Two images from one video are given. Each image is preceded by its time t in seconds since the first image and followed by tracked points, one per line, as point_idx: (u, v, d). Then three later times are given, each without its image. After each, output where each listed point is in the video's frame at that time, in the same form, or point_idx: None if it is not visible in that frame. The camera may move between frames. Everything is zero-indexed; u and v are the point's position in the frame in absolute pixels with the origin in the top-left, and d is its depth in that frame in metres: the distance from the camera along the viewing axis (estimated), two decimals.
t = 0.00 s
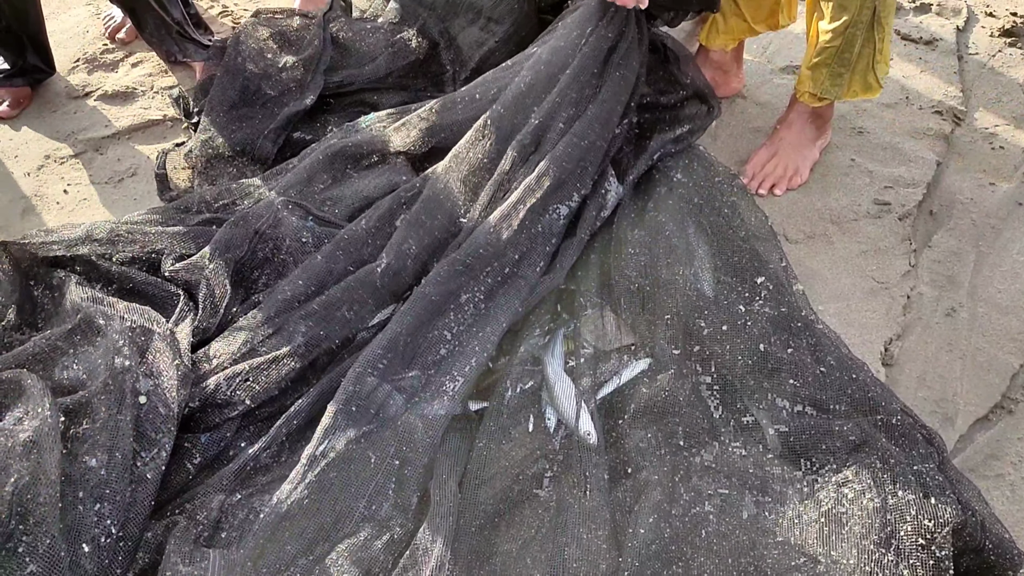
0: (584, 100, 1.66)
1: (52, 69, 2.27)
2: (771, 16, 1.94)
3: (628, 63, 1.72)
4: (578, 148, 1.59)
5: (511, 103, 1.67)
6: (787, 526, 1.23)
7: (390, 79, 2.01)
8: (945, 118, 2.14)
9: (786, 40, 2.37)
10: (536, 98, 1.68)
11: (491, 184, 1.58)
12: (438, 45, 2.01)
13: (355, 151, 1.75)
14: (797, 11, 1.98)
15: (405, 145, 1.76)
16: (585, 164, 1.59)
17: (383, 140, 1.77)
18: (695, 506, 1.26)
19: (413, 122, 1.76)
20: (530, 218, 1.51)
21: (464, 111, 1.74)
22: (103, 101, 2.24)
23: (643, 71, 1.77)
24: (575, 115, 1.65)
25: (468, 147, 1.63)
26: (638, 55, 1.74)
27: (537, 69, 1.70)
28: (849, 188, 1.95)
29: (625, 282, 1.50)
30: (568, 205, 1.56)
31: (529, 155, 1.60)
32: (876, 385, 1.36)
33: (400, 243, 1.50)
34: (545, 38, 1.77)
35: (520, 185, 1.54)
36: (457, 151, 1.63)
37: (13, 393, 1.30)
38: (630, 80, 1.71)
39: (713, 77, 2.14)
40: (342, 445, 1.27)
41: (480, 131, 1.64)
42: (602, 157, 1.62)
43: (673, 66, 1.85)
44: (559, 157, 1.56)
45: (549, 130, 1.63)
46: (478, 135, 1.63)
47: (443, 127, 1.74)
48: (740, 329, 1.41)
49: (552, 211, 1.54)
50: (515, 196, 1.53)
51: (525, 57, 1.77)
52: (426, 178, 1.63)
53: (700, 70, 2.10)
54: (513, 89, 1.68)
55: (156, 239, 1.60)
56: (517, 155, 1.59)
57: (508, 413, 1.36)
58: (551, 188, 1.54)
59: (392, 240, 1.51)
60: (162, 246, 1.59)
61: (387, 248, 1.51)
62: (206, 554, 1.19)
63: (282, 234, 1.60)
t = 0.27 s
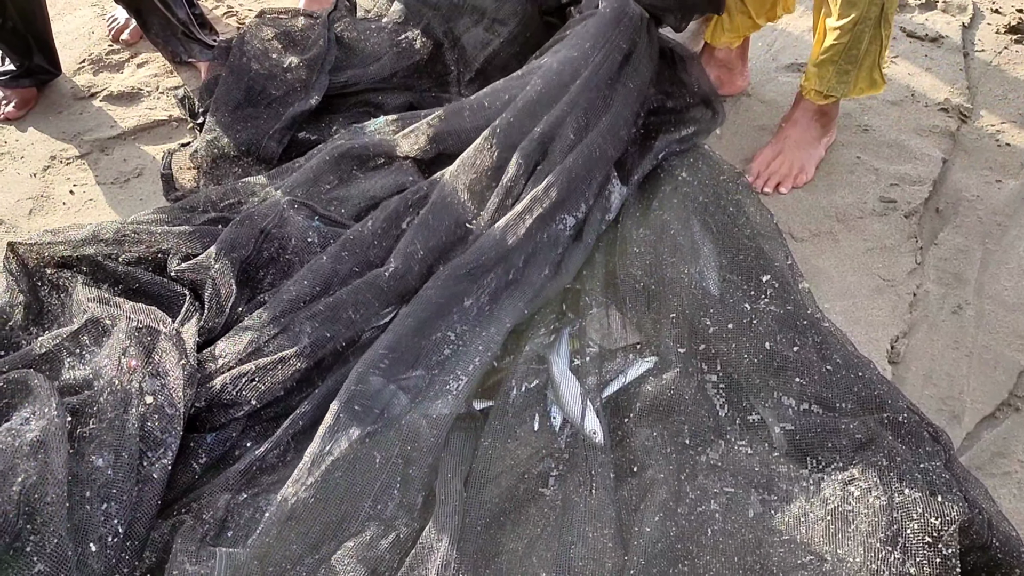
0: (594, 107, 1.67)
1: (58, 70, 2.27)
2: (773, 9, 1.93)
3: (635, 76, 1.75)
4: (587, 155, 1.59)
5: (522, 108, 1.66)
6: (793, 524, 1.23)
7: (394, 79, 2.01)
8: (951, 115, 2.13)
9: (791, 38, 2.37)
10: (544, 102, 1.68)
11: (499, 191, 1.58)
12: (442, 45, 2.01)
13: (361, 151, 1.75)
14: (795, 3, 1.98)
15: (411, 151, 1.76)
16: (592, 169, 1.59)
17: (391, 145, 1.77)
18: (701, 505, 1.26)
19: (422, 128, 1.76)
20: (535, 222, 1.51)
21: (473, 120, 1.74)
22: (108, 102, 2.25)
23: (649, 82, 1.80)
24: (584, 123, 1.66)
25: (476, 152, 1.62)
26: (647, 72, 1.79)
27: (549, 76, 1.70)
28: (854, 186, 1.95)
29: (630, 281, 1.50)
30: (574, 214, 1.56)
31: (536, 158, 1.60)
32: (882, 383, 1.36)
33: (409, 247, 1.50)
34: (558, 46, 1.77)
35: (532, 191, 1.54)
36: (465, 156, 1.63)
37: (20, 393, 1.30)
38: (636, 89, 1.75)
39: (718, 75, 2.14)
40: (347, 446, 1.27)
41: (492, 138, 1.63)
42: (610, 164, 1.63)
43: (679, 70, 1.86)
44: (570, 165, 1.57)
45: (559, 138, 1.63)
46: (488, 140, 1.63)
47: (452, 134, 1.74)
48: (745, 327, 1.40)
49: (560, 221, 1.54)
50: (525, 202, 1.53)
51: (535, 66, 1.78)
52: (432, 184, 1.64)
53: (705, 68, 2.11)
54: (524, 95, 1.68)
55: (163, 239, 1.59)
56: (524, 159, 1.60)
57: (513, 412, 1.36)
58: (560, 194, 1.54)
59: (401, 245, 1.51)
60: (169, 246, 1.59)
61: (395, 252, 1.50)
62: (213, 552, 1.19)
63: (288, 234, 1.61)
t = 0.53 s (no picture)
0: (600, 111, 1.67)
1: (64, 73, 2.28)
2: (781, 13, 1.94)
3: (642, 77, 1.75)
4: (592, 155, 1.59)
5: (528, 110, 1.66)
6: (799, 525, 1.22)
7: (399, 80, 2.01)
8: (956, 115, 2.12)
9: (795, 39, 2.36)
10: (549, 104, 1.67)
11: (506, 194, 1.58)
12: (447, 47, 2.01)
13: (367, 154, 1.75)
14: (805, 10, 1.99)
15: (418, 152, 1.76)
16: (600, 172, 1.59)
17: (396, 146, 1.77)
18: (707, 506, 1.26)
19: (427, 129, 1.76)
20: (543, 227, 1.50)
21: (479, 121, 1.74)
22: (114, 104, 2.26)
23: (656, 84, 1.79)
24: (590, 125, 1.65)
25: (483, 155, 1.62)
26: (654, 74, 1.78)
27: (554, 78, 1.70)
28: (859, 186, 1.95)
29: (635, 283, 1.50)
30: (580, 212, 1.55)
31: (543, 162, 1.60)
32: (888, 384, 1.36)
33: (416, 250, 1.50)
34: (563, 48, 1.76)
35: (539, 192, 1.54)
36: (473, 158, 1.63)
37: (27, 395, 1.31)
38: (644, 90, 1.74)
39: (723, 78, 2.14)
40: (352, 448, 1.27)
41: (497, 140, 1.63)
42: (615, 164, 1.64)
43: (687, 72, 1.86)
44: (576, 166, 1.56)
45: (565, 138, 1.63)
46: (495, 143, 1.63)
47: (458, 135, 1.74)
48: (751, 329, 1.40)
49: (566, 218, 1.53)
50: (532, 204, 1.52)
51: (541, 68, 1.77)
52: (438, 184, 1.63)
53: (710, 70, 2.11)
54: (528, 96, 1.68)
55: (168, 241, 1.60)
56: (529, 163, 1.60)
57: (519, 414, 1.36)
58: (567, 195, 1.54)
59: (409, 246, 1.50)
60: (174, 249, 1.59)
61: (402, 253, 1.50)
62: (219, 553, 1.19)
63: (293, 237, 1.61)
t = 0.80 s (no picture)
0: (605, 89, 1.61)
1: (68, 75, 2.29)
2: (781, 13, 1.94)
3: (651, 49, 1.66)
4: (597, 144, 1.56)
5: (530, 96, 1.62)
6: (804, 526, 1.23)
7: (402, 83, 2.02)
8: (959, 116, 2.12)
9: (798, 40, 2.36)
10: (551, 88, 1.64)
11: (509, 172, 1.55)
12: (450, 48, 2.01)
13: (371, 149, 1.74)
14: (801, 9, 1.99)
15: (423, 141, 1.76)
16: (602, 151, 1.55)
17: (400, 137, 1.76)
18: (711, 506, 1.26)
19: (433, 117, 1.75)
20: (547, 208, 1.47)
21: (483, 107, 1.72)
22: (118, 106, 2.26)
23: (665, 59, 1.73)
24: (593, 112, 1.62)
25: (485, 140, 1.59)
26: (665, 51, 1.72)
27: (557, 55, 1.66)
28: (862, 187, 1.95)
29: (641, 284, 1.49)
30: (585, 193, 1.51)
31: (546, 144, 1.56)
32: (893, 385, 1.35)
33: (412, 238, 1.50)
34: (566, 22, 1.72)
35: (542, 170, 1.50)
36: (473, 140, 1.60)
37: (32, 396, 1.31)
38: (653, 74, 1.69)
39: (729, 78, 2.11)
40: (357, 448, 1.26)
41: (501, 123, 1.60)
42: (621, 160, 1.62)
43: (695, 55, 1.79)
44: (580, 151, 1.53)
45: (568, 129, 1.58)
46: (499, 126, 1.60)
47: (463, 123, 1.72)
48: (756, 330, 1.39)
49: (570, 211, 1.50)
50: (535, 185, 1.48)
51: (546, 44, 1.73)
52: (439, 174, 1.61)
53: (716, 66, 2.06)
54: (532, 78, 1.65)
55: (172, 243, 1.61)
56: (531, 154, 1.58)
57: (524, 417, 1.37)
58: (571, 180, 1.50)
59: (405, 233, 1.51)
60: (179, 251, 1.60)
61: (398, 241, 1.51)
62: (223, 553, 1.19)
63: (297, 238, 1.62)
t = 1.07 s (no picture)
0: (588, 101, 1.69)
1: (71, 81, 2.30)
2: (785, 22, 1.95)
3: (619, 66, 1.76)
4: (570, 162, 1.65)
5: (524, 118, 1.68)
6: (807, 531, 1.23)
7: (404, 88, 2.02)
8: (960, 120, 2.13)
9: (799, 45, 2.37)
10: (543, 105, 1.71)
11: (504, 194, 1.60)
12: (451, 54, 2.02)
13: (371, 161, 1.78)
14: (810, 21, 2.00)
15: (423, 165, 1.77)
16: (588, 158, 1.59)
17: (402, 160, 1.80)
18: (713, 511, 1.26)
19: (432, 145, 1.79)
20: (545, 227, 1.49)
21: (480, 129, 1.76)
22: (121, 112, 2.27)
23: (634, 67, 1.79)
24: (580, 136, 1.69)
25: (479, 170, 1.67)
26: (635, 53, 1.77)
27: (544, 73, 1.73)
28: (863, 191, 1.95)
29: (642, 290, 1.50)
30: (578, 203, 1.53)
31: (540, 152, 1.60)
32: (894, 390, 1.35)
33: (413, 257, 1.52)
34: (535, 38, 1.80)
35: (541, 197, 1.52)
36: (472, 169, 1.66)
37: (35, 402, 1.32)
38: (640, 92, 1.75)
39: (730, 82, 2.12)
40: (360, 453, 1.27)
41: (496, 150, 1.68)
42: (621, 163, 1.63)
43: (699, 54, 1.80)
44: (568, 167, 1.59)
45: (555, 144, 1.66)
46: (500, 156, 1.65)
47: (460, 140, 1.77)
48: (757, 335, 1.39)
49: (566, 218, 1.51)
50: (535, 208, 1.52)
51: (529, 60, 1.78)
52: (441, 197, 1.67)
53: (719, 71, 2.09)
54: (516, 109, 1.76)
55: (175, 248, 1.61)
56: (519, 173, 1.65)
57: (527, 423, 1.38)
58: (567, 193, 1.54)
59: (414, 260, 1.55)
60: (183, 257, 1.61)
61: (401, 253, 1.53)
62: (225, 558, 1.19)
63: (300, 245, 1.62)
